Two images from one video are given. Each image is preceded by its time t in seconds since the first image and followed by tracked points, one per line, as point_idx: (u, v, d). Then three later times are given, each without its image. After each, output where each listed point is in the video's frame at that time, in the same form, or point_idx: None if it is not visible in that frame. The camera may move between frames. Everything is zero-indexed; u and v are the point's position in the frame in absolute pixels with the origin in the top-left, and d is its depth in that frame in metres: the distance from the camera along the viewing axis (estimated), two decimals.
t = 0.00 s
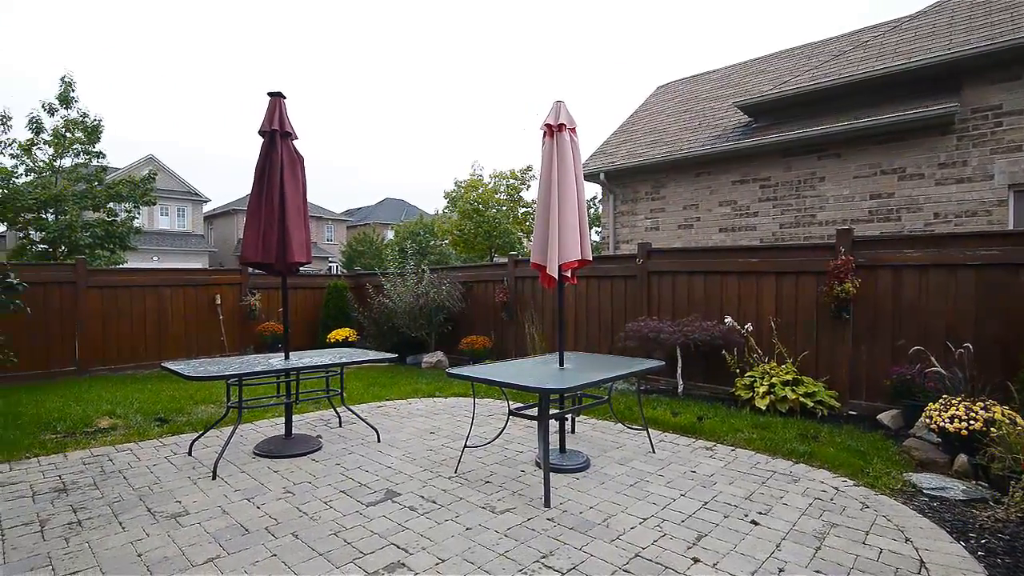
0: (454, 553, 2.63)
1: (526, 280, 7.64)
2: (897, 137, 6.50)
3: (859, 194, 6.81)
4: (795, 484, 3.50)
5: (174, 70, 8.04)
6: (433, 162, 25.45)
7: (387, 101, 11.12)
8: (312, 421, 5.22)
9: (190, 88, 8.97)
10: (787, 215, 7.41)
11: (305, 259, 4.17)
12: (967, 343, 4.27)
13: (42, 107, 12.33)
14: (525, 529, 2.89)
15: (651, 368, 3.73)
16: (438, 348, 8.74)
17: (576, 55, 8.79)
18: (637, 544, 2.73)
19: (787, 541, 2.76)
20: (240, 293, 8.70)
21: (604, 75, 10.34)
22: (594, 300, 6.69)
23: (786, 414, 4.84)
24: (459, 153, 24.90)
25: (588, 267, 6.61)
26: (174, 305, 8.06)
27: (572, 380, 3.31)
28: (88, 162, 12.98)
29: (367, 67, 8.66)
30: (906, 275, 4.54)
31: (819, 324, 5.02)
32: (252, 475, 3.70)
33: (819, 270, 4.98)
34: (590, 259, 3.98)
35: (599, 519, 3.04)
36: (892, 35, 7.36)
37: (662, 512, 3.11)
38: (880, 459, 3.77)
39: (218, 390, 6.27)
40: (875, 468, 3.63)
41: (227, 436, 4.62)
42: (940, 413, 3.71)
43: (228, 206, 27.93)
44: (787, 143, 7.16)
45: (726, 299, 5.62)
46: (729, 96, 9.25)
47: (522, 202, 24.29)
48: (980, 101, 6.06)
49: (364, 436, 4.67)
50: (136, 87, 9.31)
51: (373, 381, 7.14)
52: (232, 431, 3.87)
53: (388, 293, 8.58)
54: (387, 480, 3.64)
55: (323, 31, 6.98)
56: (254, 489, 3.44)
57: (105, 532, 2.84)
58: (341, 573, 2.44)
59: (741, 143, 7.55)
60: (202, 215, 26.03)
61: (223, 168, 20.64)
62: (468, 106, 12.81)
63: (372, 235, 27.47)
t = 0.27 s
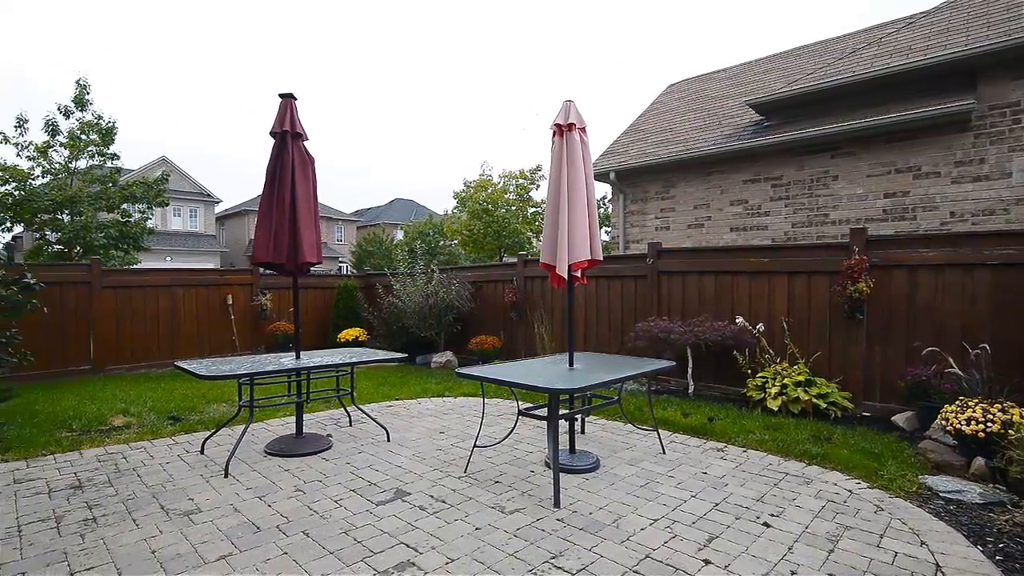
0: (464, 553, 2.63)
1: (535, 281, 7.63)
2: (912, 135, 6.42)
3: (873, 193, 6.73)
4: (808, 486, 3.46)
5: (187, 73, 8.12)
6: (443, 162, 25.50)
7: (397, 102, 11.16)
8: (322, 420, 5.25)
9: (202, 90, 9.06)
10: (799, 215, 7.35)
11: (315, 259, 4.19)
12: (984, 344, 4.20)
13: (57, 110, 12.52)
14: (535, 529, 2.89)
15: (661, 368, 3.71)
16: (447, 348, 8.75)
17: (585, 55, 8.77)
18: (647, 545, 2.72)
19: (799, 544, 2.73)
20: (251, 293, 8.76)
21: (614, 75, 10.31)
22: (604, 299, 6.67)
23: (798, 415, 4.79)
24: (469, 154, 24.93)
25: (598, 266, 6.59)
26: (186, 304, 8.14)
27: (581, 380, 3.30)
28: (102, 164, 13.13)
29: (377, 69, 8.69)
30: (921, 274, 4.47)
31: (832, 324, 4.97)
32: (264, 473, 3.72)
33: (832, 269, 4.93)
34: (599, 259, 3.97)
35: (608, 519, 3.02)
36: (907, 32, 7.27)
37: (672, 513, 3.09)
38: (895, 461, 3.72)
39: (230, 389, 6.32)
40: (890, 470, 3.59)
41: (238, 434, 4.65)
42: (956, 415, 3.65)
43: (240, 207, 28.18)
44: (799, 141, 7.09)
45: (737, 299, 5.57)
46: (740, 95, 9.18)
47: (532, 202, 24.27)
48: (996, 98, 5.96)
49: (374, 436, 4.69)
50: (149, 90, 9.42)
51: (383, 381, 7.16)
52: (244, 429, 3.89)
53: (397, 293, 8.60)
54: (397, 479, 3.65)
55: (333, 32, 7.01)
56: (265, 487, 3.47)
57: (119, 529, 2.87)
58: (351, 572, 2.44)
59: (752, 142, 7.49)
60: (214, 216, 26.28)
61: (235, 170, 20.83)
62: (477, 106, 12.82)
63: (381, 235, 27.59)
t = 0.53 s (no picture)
0: (472, 552, 2.63)
1: (543, 280, 7.62)
2: (924, 133, 6.35)
3: (884, 192, 6.67)
4: (819, 487, 3.43)
5: (198, 75, 8.19)
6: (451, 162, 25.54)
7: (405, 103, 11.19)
8: (331, 419, 5.27)
9: (212, 91, 9.13)
10: (809, 214, 7.29)
11: (325, 259, 4.21)
12: (998, 344, 4.15)
13: (70, 112, 12.66)
14: (543, 529, 2.88)
15: (670, 368, 3.70)
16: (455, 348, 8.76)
17: (593, 55, 8.76)
18: (655, 546, 2.71)
19: (810, 546, 2.71)
20: (261, 293, 8.82)
21: (622, 74, 10.28)
22: (612, 299, 6.65)
23: (809, 416, 4.76)
24: (476, 153, 24.94)
25: (606, 266, 6.57)
26: (197, 304, 8.20)
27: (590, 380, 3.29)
28: (114, 165, 13.27)
29: (385, 69, 8.72)
30: (934, 274, 4.42)
31: (843, 324, 4.92)
32: (273, 472, 3.74)
33: (843, 269, 4.89)
34: (608, 259, 3.95)
35: (616, 520, 3.01)
36: (919, 29, 7.20)
37: (681, 514, 3.08)
38: (908, 463, 3.68)
39: (240, 388, 6.36)
40: (902, 472, 3.55)
41: (248, 433, 4.68)
42: (970, 416, 3.61)
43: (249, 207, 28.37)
44: (809, 140, 7.04)
45: (747, 299, 5.54)
46: (749, 93, 9.12)
47: (539, 202, 24.24)
48: (1011, 95, 5.89)
49: (382, 435, 4.70)
50: (161, 92, 9.50)
51: (391, 381, 7.19)
52: (254, 429, 3.92)
53: (405, 293, 8.63)
54: (405, 478, 3.66)
55: (342, 33, 7.04)
56: (274, 486, 3.49)
57: (131, 526, 2.89)
58: (360, 571, 2.45)
59: (761, 141, 7.45)
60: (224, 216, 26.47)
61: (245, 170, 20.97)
62: (485, 106, 12.83)
63: (390, 235, 27.68)
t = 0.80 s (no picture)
0: (480, 552, 2.63)
1: (551, 280, 7.61)
2: (936, 131, 6.28)
3: (896, 191, 6.60)
4: (829, 489, 3.40)
5: (207, 76, 8.26)
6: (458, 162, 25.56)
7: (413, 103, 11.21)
8: (340, 418, 5.29)
9: (222, 93, 9.20)
10: (819, 213, 7.24)
11: (333, 260, 4.22)
12: (1013, 345, 4.10)
13: (82, 114, 12.79)
14: (551, 530, 2.88)
15: (678, 368, 3.68)
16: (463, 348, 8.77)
17: (600, 54, 8.74)
18: (664, 547, 2.69)
19: (820, 548, 2.68)
20: (270, 293, 8.87)
21: (630, 73, 10.24)
22: (620, 299, 6.63)
23: (819, 417, 4.72)
24: (484, 153, 24.94)
25: (614, 266, 6.55)
26: (207, 304, 8.26)
27: (598, 380, 3.28)
28: (126, 166, 13.39)
29: (393, 70, 8.75)
30: (946, 273, 4.37)
31: (854, 324, 4.88)
32: (282, 471, 3.76)
33: (854, 269, 4.84)
34: (617, 259, 3.94)
35: (624, 521, 3.00)
36: (931, 26, 7.12)
37: (690, 516, 3.06)
38: (920, 465, 3.64)
39: (249, 388, 6.40)
40: (914, 473, 3.51)
41: (258, 433, 4.71)
42: (983, 418, 3.56)
43: (258, 208, 28.56)
44: (819, 139, 6.99)
45: (756, 299, 5.50)
46: (759, 92, 9.06)
47: (547, 202, 24.21)
48: None
49: (390, 434, 4.71)
50: (171, 94, 9.58)
51: (399, 380, 7.20)
52: (263, 428, 3.94)
53: (413, 293, 8.64)
54: (413, 478, 3.66)
55: (350, 34, 7.06)
56: (283, 484, 3.50)
57: (142, 523, 2.92)
58: (368, 569, 2.46)
59: (771, 139, 7.40)
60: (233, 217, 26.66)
61: (253, 171, 21.10)
62: (492, 106, 12.84)
63: (398, 235, 27.76)
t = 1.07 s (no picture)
0: (487, 552, 2.63)
1: (558, 280, 7.60)
2: (947, 130, 6.22)
3: (907, 190, 6.54)
4: (839, 491, 3.37)
5: (216, 78, 8.31)
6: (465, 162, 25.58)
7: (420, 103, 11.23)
8: (347, 418, 5.30)
9: (231, 94, 9.26)
10: (829, 213, 7.19)
11: (340, 260, 4.23)
12: None
13: (92, 116, 12.91)
14: (558, 530, 2.87)
15: (686, 369, 3.66)
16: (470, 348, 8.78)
17: (608, 54, 8.72)
18: (672, 548, 2.68)
19: (830, 550, 2.66)
20: (278, 293, 8.91)
21: (637, 73, 10.21)
22: (627, 299, 6.61)
23: (828, 418, 4.68)
24: (491, 153, 24.94)
25: (621, 266, 6.53)
26: (216, 304, 8.32)
27: (605, 380, 3.27)
28: (136, 168, 13.51)
29: (400, 71, 8.76)
30: (959, 273, 4.32)
31: (864, 325, 4.84)
32: (291, 470, 3.78)
33: (864, 269, 4.80)
34: (624, 259, 3.92)
35: (632, 522, 2.99)
36: (943, 23, 7.04)
37: (698, 517, 3.04)
38: (931, 467, 3.60)
39: (258, 387, 6.43)
40: (926, 476, 3.48)
41: (266, 432, 4.73)
42: (996, 419, 3.52)
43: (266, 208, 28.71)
44: (828, 138, 6.93)
45: (765, 299, 5.47)
46: (767, 90, 9.00)
47: (554, 202, 24.17)
48: None
49: (397, 434, 4.72)
50: (181, 95, 9.66)
51: (406, 380, 7.22)
52: (271, 427, 3.95)
53: (420, 293, 8.65)
54: (420, 478, 3.67)
55: (357, 35, 7.08)
56: (291, 484, 3.52)
57: (153, 522, 2.94)
58: (375, 569, 2.46)
59: (779, 139, 7.35)
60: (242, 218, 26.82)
61: (262, 171, 21.21)
62: (499, 106, 12.84)
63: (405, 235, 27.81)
